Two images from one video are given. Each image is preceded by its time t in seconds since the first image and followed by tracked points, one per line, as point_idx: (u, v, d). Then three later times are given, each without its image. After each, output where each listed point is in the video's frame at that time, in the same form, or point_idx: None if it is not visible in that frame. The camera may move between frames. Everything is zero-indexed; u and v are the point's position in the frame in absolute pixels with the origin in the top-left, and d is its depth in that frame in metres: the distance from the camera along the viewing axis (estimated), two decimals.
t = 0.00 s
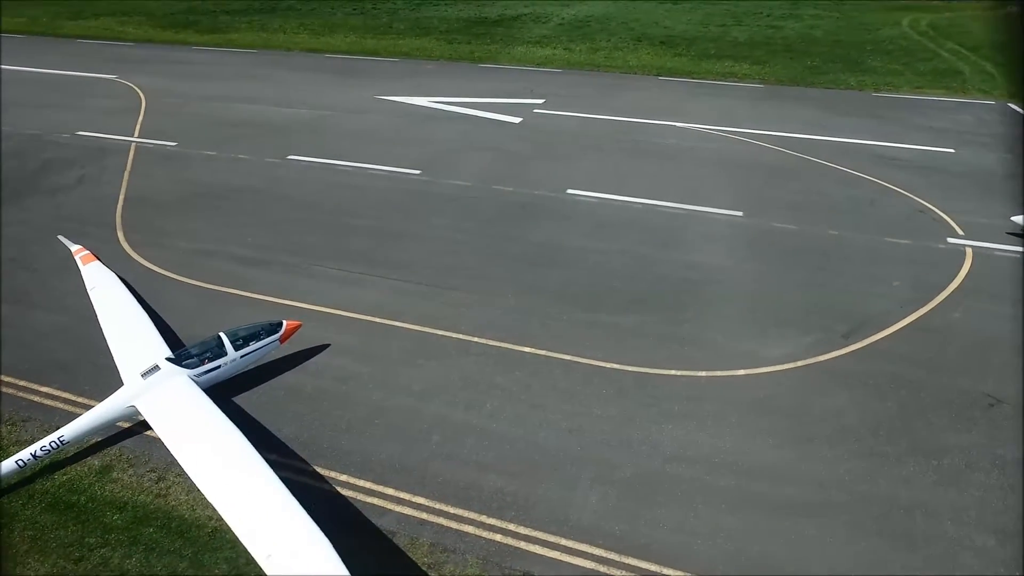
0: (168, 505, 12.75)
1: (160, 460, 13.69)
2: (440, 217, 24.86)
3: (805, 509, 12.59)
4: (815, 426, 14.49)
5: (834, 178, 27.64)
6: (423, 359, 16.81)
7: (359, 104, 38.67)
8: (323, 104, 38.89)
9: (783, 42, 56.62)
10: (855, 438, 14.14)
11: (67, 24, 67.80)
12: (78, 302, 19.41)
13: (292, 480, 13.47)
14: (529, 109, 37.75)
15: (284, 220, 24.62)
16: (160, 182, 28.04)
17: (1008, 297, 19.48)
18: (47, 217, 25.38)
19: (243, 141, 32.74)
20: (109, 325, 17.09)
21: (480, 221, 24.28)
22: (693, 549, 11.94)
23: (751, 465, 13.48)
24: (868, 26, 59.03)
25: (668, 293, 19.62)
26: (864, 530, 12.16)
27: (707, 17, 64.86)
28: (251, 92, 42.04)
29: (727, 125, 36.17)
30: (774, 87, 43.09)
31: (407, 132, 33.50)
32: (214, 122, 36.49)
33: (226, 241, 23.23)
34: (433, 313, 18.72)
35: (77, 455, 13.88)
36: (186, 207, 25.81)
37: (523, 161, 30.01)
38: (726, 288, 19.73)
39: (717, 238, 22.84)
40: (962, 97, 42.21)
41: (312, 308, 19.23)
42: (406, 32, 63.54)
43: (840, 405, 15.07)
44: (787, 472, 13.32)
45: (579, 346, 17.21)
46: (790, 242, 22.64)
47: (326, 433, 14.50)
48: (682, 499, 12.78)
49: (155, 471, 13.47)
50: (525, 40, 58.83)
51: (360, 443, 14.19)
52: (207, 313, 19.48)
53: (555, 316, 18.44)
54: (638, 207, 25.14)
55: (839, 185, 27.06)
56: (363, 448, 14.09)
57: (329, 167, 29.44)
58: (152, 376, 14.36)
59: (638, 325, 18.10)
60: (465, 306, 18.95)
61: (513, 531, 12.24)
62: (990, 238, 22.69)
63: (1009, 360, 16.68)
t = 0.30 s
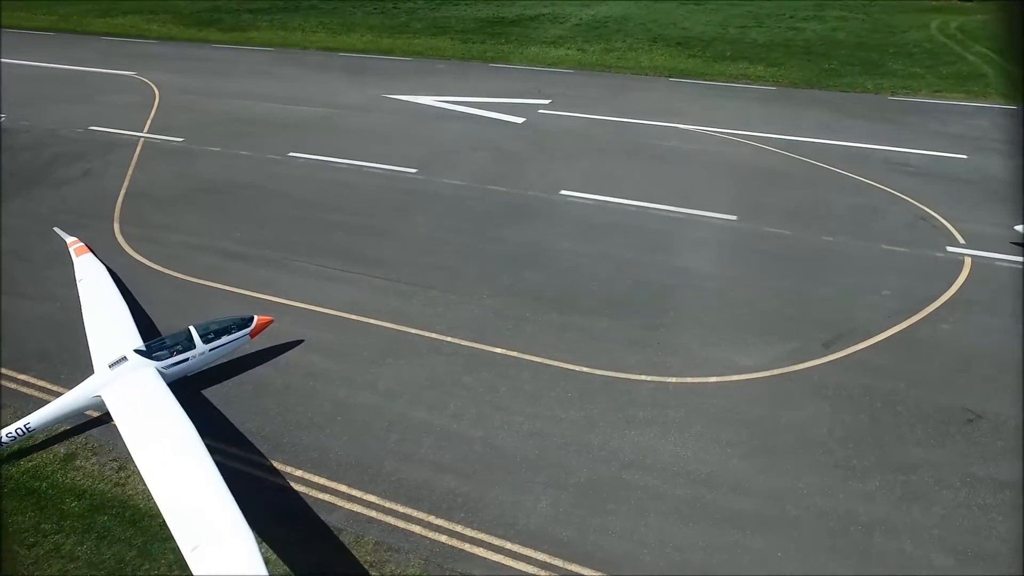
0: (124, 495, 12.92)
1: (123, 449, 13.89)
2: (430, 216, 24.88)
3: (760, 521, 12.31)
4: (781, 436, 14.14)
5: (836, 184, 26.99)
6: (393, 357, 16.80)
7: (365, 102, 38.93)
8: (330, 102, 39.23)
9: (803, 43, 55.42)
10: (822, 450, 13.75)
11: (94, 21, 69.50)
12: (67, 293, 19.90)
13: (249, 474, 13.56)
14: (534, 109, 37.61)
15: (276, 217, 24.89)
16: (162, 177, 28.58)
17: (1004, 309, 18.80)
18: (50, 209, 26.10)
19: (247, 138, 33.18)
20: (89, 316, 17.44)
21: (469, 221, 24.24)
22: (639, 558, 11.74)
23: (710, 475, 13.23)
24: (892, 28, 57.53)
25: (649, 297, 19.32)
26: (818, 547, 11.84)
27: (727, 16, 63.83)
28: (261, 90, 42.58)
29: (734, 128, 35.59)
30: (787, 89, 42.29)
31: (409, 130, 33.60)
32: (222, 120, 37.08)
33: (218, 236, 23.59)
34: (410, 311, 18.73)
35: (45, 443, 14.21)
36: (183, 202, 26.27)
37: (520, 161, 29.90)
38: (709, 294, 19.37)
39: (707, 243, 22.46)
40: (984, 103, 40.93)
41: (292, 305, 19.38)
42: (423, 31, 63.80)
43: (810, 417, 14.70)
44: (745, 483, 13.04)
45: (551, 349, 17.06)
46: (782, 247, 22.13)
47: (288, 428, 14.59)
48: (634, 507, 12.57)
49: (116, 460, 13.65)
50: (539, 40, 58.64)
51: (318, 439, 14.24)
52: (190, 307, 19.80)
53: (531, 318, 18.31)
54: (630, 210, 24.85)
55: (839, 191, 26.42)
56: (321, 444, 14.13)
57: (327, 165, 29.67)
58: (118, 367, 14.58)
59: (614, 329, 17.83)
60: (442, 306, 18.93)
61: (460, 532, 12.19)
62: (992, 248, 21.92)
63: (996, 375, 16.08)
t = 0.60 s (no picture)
0: (85, 482, 13.17)
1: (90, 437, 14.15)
2: (422, 214, 24.89)
3: (712, 533, 12.04)
4: (746, 447, 13.80)
5: (839, 189, 26.30)
6: (365, 354, 16.82)
7: (373, 100, 39.18)
8: (339, 100, 39.58)
9: (826, 44, 54.11)
10: (786, 462, 13.39)
11: (125, 18, 71.29)
12: (60, 284, 20.44)
13: (208, 465, 13.70)
14: (541, 110, 37.43)
15: (271, 213, 25.19)
16: (166, 172, 29.18)
17: (1000, 320, 18.05)
18: (57, 203, 26.90)
19: (254, 134, 33.66)
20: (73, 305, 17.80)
21: (459, 220, 24.19)
22: (584, 565, 11.57)
23: (667, 483, 12.98)
24: (921, 29, 55.80)
25: (629, 300, 19.02)
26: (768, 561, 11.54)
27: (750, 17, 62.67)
28: (275, 87, 43.15)
29: (742, 130, 34.94)
30: (802, 92, 41.39)
31: (412, 129, 33.69)
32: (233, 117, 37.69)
33: (212, 231, 23.97)
34: (387, 309, 18.74)
35: (17, 428, 14.56)
36: (183, 196, 26.78)
37: (519, 161, 29.76)
38: (691, 298, 19.01)
39: (697, 247, 22.06)
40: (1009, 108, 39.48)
41: (274, 299, 19.55)
42: (442, 30, 64.02)
43: (779, 427, 14.33)
44: (702, 493, 12.76)
45: (524, 350, 16.90)
46: (774, 253, 21.63)
47: (251, 422, 14.71)
48: (584, 513, 12.40)
49: (82, 448, 13.90)
50: (556, 41, 58.36)
51: (279, 434, 14.32)
52: (176, 300, 20.15)
53: (507, 318, 18.18)
54: (622, 213, 24.55)
55: (842, 197, 25.72)
56: (282, 438, 14.23)
57: (328, 162, 29.93)
58: (89, 356, 14.85)
59: (589, 331, 17.58)
60: (420, 304, 18.91)
61: (407, 531, 12.15)
62: (995, 259, 21.12)
63: (982, 389, 15.46)
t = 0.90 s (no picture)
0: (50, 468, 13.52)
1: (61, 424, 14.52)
2: (414, 212, 24.92)
3: (660, 543, 11.84)
4: (707, 456, 13.53)
5: (842, 196, 25.61)
6: (337, 351, 16.90)
7: (382, 99, 39.40)
8: (349, 98, 39.88)
9: (850, 46, 52.73)
10: (747, 473, 13.10)
11: (154, 16, 72.90)
12: (55, 274, 21.01)
13: (171, 456, 13.95)
14: (548, 110, 37.20)
15: (266, 208, 25.51)
16: (172, 166, 29.77)
17: (995, 334, 17.35)
18: (65, 195, 27.67)
19: (261, 131, 34.12)
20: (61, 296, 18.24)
21: (450, 219, 24.17)
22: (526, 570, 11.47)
23: (621, 491, 12.79)
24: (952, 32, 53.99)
25: (609, 303, 18.77)
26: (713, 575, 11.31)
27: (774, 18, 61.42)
28: (288, 85, 43.68)
29: (751, 133, 34.24)
30: (819, 96, 40.43)
31: (416, 127, 33.77)
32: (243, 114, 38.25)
33: (207, 225, 24.37)
34: (366, 306, 18.80)
35: None
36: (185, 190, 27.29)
37: (518, 162, 29.62)
38: (673, 303, 18.70)
39: (687, 251, 21.67)
40: None
41: (257, 294, 19.76)
42: (460, 30, 64.13)
43: (745, 437, 14.00)
44: (655, 502, 12.55)
45: (496, 351, 16.80)
46: (765, 259, 21.14)
47: (217, 414, 14.91)
48: (533, 517, 12.29)
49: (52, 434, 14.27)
50: (573, 41, 57.96)
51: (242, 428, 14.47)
52: (164, 292, 20.53)
53: (483, 319, 18.09)
54: (615, 216, 24.25)
55: (844, 204, 25.04)
56: (245, 432, 14.38)
57: (328, 160, 30.19)
58: (65, 345, 15.25)
59: (564, 334, 17.40)
60: (399, 302, 18.93)
61: (354, 529, 12.19)
62: (997, 271, 20.33)
63: (964, 405, 14.88)
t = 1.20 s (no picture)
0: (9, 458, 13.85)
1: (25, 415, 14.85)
2: (399, 211, 25.00)
3: (599, 549, 11.75)
4: (658, 463, 13.40)
5: (833, 201, 25.16)
6: (303, 349, 17.02)
7: (382, 99, 39.59)
8: (350, 97, 40.13)
9: (863, 48, 51.77)
10: (696, 480, 12.94)
11: (172, 15, 73.99)
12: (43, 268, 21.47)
13: (126, 449, 14.18)
14: (546, 112, 37.06)
15: (254, 206, 25.79)
16: (168, 163, 30.24)
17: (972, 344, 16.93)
18: (63, 190, 28.28)
19: (260, 129, 34.49)
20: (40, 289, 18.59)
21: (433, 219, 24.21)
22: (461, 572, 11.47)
23: (566, 495, 12.71)
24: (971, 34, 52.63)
25: (580, 305, 18.64)
26: None
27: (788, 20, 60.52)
28: (293, 84, 44.07)
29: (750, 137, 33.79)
30: (824, 99, 39.78)
31: (412, 127, 33.86)
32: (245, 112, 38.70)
33: (195, 222, 24.71)
34: (337, 304, 18.90)
35: None
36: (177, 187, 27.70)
37: (509, 163, 29.55)
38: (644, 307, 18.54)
39: (666, 255, 21.47)
40: None
41: (233, 290, 19.97)
42: (470, 30, 64.18)
43: (699, 444, 13.84)
44: (599, 507, 12.46)
45: (460, 352, 16.79)
46: (745, 264, 20.86)
47: (178, 409, 15.11)
48: (475, 519, 12.28)
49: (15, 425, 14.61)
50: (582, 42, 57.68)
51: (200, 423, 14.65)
52: (145, 287, 20.85)
53: (451, 319, 18.09)
54: (599, 218, 24.08)
55: (834, 209, 24.60)
56: (203, 427, 14.55)
57: (321, 159, 30.41)
58: (31, 337, 15.58)
59: (530, 336, 17.32)
60: (371, 302, 19.00)
61: (295, 526, 12.29)
62: (983, 279, 19.82)
63: (930, 416, 14.53)
